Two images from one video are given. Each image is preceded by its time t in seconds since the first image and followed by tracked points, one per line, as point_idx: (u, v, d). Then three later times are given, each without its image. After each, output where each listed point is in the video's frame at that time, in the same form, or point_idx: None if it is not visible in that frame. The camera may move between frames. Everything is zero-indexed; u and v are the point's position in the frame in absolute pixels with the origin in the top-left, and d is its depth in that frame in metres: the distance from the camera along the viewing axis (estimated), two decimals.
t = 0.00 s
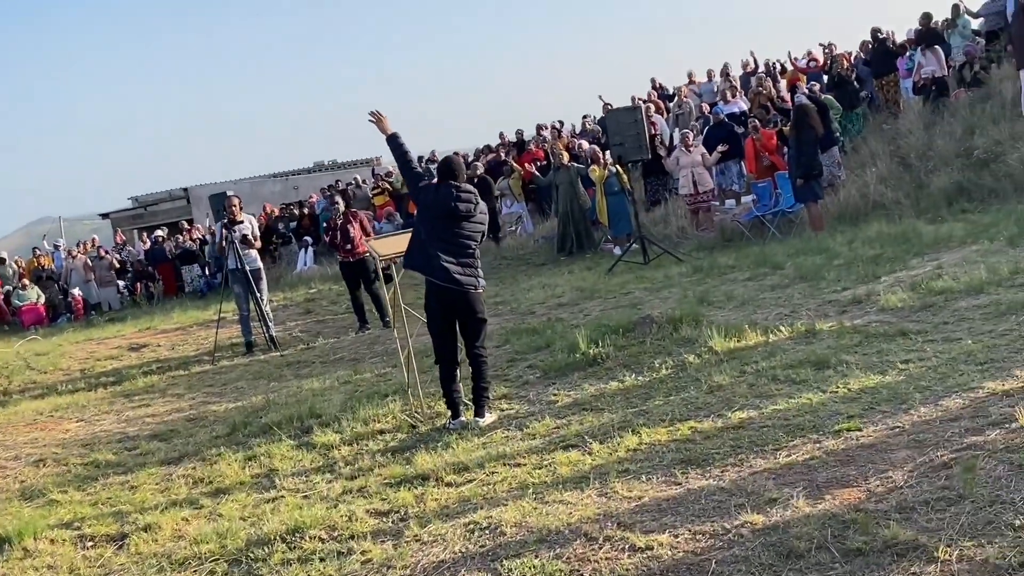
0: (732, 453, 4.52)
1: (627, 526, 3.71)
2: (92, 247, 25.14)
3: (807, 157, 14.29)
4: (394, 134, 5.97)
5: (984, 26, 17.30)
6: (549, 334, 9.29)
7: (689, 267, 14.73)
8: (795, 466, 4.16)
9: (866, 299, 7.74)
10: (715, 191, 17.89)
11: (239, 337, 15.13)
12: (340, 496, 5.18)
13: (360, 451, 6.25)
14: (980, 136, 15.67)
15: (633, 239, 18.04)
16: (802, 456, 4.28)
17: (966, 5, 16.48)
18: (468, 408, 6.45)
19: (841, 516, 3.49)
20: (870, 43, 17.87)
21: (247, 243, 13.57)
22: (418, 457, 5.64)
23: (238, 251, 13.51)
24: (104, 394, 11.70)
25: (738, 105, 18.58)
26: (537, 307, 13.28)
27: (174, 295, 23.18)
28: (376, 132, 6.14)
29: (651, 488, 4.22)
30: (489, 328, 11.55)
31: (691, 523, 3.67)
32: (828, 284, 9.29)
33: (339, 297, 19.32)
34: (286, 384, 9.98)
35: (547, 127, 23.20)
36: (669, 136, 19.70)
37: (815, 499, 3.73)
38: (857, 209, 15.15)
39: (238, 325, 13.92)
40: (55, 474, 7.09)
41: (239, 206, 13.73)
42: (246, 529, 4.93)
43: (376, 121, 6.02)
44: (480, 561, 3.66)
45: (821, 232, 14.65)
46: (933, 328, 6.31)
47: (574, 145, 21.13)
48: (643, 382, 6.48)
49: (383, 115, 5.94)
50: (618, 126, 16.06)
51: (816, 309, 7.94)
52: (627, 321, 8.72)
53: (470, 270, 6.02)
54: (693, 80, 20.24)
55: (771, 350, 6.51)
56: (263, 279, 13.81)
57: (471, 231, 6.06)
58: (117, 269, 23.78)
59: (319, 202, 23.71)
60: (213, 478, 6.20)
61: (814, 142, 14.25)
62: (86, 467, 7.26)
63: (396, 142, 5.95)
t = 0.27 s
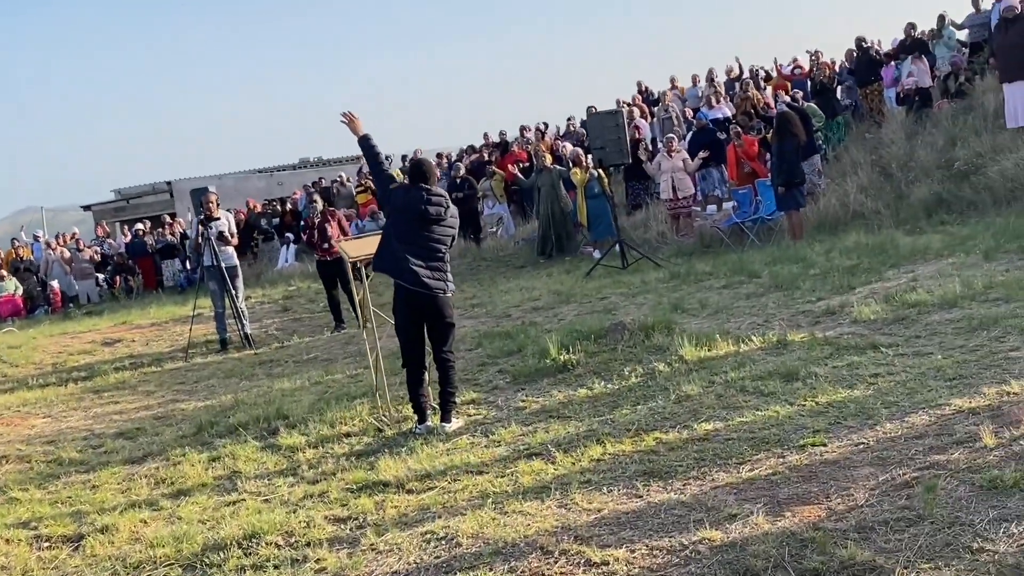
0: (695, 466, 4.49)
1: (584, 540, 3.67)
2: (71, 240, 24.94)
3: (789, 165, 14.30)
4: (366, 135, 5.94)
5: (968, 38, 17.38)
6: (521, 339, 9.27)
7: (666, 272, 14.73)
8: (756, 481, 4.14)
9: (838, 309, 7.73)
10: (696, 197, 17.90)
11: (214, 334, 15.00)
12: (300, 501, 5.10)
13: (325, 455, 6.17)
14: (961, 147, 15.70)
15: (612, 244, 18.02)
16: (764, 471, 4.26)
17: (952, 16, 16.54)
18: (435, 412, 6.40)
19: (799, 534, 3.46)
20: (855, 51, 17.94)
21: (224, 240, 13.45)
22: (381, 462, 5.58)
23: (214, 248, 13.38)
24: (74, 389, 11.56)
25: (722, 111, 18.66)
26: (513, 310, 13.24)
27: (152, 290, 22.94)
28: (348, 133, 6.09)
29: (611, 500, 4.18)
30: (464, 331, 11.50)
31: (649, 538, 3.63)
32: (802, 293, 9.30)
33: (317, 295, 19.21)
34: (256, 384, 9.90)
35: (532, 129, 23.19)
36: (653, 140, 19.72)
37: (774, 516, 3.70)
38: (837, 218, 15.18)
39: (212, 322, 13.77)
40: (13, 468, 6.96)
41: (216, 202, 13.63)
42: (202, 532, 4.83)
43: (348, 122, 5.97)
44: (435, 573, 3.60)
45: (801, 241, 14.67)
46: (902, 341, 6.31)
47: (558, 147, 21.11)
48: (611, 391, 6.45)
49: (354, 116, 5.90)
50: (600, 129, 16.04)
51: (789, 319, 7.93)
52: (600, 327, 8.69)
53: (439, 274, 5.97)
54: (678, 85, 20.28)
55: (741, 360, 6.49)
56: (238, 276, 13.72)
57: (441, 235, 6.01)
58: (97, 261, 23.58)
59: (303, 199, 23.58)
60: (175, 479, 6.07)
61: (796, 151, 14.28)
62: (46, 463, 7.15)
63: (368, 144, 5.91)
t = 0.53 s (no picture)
0: (664, 480, 4.47)
1: (546, 553, 3.66)
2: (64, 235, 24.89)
3: (782, 176, 14.29)
4: (346, 139, 5.98)
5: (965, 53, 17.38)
6: (502, 347, 9.29)
7: (655, 282, 14.72)
8: (723, 497, 4.12)
9: (819, 322, 7.70)
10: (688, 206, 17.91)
11: (200, 334, 14.95)
12: (269, 506, 5.05)
13: (298, 459, 6.14)
14: (954, 162, 15.69)
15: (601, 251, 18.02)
16: (732, 486, 4.24)
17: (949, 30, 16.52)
18: (410, 419, 6.38)
19: (762, 553, 3.43)
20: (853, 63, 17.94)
21: (212, 239, 13.39)
22: (353, 468, 5.54)
23: (202, 248, 13.32)
24: (55, 385, 11.51)
25: (718, 120, 18.63)
26: (499, 316, 13.24)
27: (145, 287, 22.80)
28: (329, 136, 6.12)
29: (579, 512, 4.15)
30: (449, 336, 11.46)
31: (612, 552, 3.61)
32: (785, 305, 9.30)
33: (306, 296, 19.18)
34: (237, 385, 9.89)
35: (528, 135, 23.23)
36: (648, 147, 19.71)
37: (740, 532, 3.68)
38: (827, 230, 15.18)
39: (198, 321, 13.72)
40: None
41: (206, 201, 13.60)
42: (168, 536, 4.76)
43: (329, 125, 6.00)
44: None
45: (791, 253, 14.67)
46: (882, 357, 6.28)
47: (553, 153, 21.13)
48: (587, 402, 6.45)
49: (335, 119, 5.93)
50: (592, 136, 16.05)
51: (771, 331, 7.89)
52: (582, 336, 8.67)
53: (416, 279, 5.97)
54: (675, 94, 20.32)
55: (719, 373, 6.48)
56: (225, 276, 13.63)
57: (419, 240, 6.02)
58: (90, 258, 23.52)
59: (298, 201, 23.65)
60: (148, 480, 5.98)
61: (789, 162, 14.26)
62: (19, 458, 7.10)
63: (348, 147, 5.96)
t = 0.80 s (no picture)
0: (642, 497, 4.44)
1: (517, 571, 3.68)
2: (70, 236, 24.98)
3: (783, 190, 14.24)
4: (336, 147, 6.11)
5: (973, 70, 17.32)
6: (495, 358, 9.30)
7: (653, 295, 14.70)
8: (699, 515, 4.09)
9: (811, 337, 7.67)
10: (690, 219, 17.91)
11: (197, 338, 14.93)
12: (248, 515, 5.02)
13: (283, 467, 6.11)
14: (956, 179, 15.63)
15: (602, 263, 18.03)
16: (710, 505, 4.21)
17: (955, 46, 16.44)
18: (396, 430, 6.38)
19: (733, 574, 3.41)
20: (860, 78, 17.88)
21: (209, 243, 13.41)
22: (335, 478, 5.52)
23: (200, 252, 13.34)
24: (50, 387, 11.52)
25: (725, 132, 18.53)
26: (495, 326, 13.23)
27: (150, 290, 22.86)
28: (319, 144, 6.23)
29: (554, 529, 4.13)
30: (444, 346, 11.43)
31: (584, 571, 3.60)
32: (779, 319, 9.28)
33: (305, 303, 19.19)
34: (230, 391, 9.89)
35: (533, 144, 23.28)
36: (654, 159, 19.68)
37: (713, 552, 3.65)
38: (827, 246, 15.15)
39: (195, 326, 13.72)
40: None
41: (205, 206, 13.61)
42: (145, 543, 4.71)
43: (318, 133, 6.11)
44: None
45: (791, 268, 14.65)
46: (871, 375, 6.24)
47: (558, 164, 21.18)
48: (574, 416, 6.43)
49: (324, 127, 6.02)
50: (593, 147, 16.06)
51: (763, 346, 7.85)
52: (574, 349, 8.64)
53: (404, 290, 6.03)
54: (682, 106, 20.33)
55: (707, 389, 6.44)
56: (223, 281, 13.58)
57: (407, 251, 6.07)
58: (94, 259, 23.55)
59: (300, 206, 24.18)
60: (132, 485, 5.94)
61: (790, 176, 14.24)
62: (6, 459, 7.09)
63: (336, 154, 6.08)
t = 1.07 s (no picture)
0: (639, 518, 4.42)
1: None
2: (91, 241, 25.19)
3: (798, 208, 14.14)
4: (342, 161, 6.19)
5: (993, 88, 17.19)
6: (502, 371, 9.30)
7: (664, 310, 14.66)
8: (694, 537, 4.07)
9: (818, 356, 7.61)
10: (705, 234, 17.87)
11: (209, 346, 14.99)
12: (246, 527, 5.01)
13: (285, 478, 6.12)
14: (973, 198, 15.52)
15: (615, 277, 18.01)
16: (706, 527, 4.18)
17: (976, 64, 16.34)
18: (398, 443, 6.39)
19: None
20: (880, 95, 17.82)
21: (223, 252, 13.50)
22: (335, 491, 5.52)
23: (213, 260, 13.44)
24: (61, 393, 11.59)
25: (745, 147, 18.32)
26: (505, 339, 13.23)
27: (168, 296, 22.87)
28: (324, 157, 6.30)
29: (549, 548, 4.11)
30: (452, 358, 11.42)
31: None
32: (788, 336, 9.23)
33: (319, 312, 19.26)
34: (238, 400, 9.93)
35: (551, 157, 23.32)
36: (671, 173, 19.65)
37: None
38: (842, 264, 15.07)
39: (208, 334, 13.78)
40: None
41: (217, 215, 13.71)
42: (144, 554, 4.70)
43: (324, 146, 6.18)
44: None
45: (805, 286, 14.57)
46: (877, 397, 6.17)
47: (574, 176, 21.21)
48: (577, 433, 6.42)
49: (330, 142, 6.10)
50: (608, 161, 16.04)
51: (771, 364, 7.78)
52: (580, 364, 8.62)
53: (407, 303, 6.08)
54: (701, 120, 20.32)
55: (711, 408, 6.41)
56: (235, 289, 13.65)
57: (410, 264, 6.15)
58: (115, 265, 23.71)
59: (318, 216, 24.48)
60: (134, 494, 5.96)
61: (804, 195, 14.16)
62: (13, 464, 7.14)
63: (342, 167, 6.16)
